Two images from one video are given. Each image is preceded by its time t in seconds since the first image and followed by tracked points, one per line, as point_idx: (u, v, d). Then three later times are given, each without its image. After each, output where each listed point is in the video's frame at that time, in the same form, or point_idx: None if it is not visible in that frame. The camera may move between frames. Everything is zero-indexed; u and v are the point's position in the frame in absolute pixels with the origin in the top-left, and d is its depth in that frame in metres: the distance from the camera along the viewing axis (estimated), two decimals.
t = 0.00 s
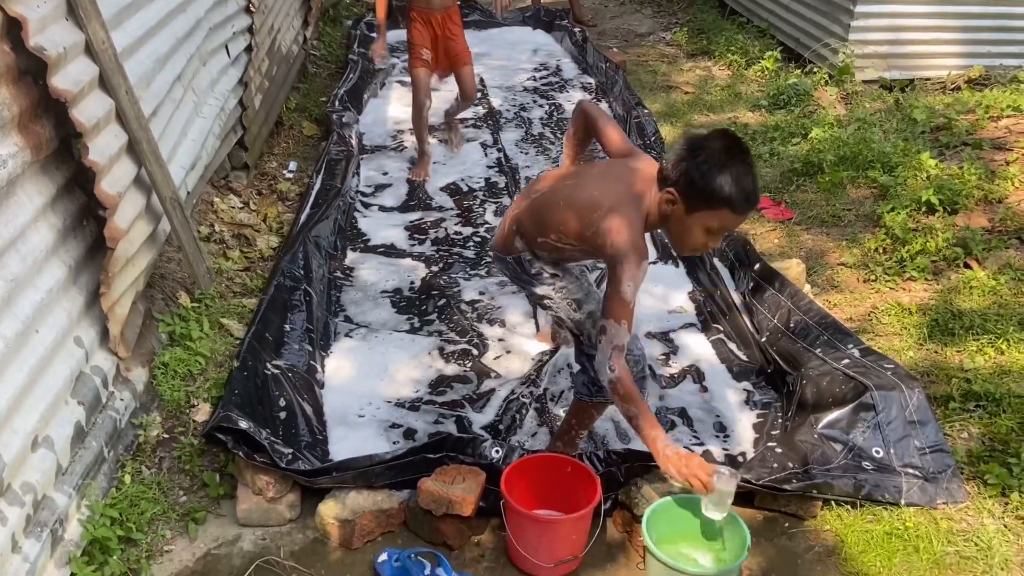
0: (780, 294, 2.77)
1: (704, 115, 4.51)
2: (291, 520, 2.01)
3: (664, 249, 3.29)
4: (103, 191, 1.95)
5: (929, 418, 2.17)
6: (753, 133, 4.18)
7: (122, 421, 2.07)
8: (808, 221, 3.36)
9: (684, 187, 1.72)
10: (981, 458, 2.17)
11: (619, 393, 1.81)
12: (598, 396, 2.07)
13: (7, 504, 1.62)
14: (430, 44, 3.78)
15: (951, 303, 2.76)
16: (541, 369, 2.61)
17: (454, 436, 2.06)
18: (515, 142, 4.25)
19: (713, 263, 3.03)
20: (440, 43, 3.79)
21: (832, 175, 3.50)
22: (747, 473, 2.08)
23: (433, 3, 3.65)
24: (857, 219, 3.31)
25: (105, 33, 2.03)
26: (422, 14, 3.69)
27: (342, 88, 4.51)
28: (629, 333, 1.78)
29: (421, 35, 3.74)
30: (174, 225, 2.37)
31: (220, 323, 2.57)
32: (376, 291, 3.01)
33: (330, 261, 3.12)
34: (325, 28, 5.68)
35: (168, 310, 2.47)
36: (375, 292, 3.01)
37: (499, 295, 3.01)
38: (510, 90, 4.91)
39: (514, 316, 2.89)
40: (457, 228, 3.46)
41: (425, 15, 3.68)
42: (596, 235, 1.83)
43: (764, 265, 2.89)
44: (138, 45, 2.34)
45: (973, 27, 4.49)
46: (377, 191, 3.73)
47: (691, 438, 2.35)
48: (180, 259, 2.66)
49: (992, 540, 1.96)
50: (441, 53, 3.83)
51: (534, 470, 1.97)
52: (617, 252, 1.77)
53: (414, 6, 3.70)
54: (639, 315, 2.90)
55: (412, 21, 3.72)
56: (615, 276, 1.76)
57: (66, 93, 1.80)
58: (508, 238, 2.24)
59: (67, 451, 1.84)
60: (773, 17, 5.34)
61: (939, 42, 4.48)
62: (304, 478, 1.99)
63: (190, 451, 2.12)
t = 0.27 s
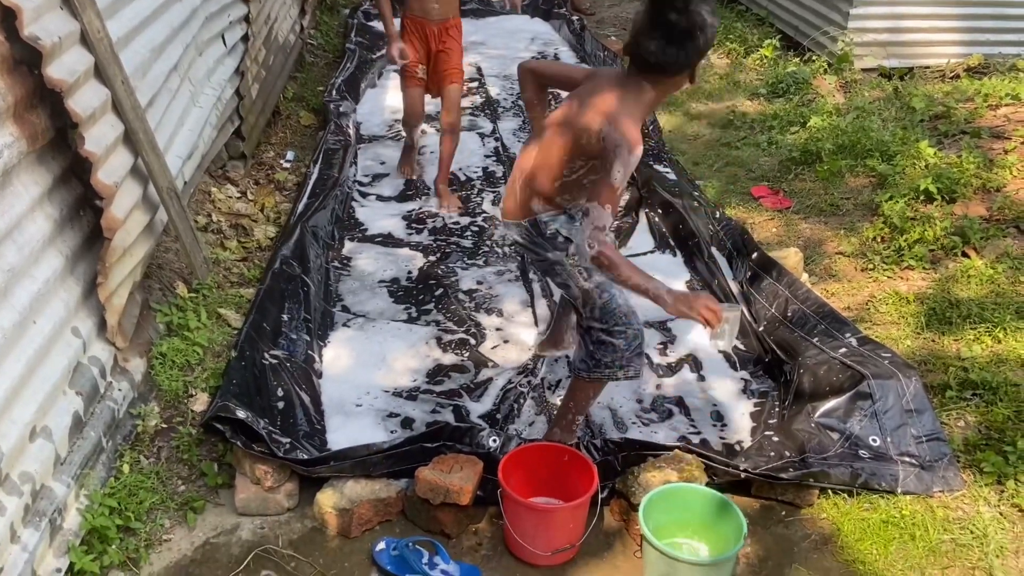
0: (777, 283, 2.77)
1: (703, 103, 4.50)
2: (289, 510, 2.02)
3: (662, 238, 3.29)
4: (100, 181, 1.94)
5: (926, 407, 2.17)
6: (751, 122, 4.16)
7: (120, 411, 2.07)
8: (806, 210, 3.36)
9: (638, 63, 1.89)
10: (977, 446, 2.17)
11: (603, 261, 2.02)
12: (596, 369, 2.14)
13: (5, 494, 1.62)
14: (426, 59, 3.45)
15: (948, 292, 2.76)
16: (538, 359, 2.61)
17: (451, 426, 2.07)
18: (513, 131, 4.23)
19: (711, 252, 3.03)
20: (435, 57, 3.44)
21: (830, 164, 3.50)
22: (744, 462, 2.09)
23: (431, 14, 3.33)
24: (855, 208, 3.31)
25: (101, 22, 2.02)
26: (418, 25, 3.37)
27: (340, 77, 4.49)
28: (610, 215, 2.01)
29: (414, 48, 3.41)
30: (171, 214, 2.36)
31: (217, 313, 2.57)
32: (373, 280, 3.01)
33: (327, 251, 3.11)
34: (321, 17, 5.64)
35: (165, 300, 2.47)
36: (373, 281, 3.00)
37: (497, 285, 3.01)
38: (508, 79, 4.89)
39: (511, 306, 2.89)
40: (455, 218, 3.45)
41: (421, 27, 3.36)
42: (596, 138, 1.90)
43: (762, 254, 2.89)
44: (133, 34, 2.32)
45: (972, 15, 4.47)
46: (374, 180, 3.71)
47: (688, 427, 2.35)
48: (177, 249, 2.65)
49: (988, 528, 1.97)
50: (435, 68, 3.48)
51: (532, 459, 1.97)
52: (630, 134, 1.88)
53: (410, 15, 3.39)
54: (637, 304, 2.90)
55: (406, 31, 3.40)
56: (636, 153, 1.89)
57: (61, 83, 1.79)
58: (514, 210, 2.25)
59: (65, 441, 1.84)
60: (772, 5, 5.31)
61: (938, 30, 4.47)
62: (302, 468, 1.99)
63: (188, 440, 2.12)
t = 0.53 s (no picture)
0: (776, 277, 2.77)
1: (702, 97, 4.49)
2: (288, 504, 2.02)
3: (661, 232, 3.28)
4: (98, 177, 1.94)
5: (924, 400, 2.17)
6: (750, 116, 4.16)
7: (119, 406, 2.07)
8: (805, 204, 3.36)
9: None
10: (975, 440, 2.18)
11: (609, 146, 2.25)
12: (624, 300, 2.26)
13: (6, 489, 1.62)
14: (426, 76, 3.01)
15: (947, 285, 2.76)
16: (538, 353, 2.61)
17: (450, 420, 2.07)
18: (512, 125, 4.22)
19: (710, 246, 3.02)
20: (436, 75, 3.02)
21: (829, 158, 3.49)
22: (742, 455, 2.10)
23: (432, 27, 2.89)
24: (854, 202, 3.31)
25: (98, 16, 2.01)
26: (416, 38, 2.93)
27: (338, 71, 4.48)
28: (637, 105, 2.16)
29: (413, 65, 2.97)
30: (169, 209, 2.36)
31: (216, 308, 2.57)
32: (372, 275, 3.01)
33: (326, 245, 3.11)
34: (320, 10, 5.62)
35: (164, 295, 2.47)
36: (371, 276, 3.00)
37: (496, 279, 3.00)
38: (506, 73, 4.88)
39: (510, 300, 2.89)
40: (454, 212, 3.45)
41: (421, 40, 2.92)
42: (595, 42, 1.99)
43: (761, 248, 2.89)
44: (131, 29, 2.32)
45: (972, 8, 4.46)
46: (373, 174, 3.70)
47: (687, 421, 2.35)
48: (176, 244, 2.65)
49: (985, 521, 1.98)
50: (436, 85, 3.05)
51: (531, 453, 1.98)
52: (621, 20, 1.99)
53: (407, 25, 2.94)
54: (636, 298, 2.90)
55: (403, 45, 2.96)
56: (634, 33, 2.02)
57: (59, 79, 1.79)
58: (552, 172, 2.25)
59: (65, 437, 1.84)
60: None
61: (937, 23, 4.46)
62: (301, 462, 2.00)
63: (188, 435, 2.13)
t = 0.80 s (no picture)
0: (776, 274, 2.77)
1: (701, 94, 4.48)
2: (288, 503, 2.02)
3: (661, 230, 3.28)
4: (96, 175, 1.93)
5: (924, 398, 2.17)
6: (750, 113, 4.15)
7: (119, 405, 2.07)
8: (805, 201, 3.35)
9: None
10: (975, 437, 2.18)
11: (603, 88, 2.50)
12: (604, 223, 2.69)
13: (6, 489, 1.62)
14: (434, 107, 2.78)
15: (947, 282, 2.76)
16: (538, 351, 2.61)
17: (450, 419, 2.07)
18: (511, 122, 4.22)
19: (710, 243, 3.02)
20: (447, 103, 2.77)
21: (829, 155, 3.49)
22: (742, 453, 2.10)
23: (444, 51, 2.68)
24: (854, 199, 3.31)
25: (97, 15, 2.00)
26: (426, 64, 2.70)
27: (338, 69, 4.47)
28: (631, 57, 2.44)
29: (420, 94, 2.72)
30: (169, 208, 2.36)
31: (216, 306, 2.57)
32: (372, 273, 3.00)
33: (325, 243, 3.10)
34: (319, 8, 5.61)
35: (163, 294, 2.47)
36: (371, 274, 2.99)
37: (496, 276, 3.00)
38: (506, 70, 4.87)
39: (510, 297, 2.89)
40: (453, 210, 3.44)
41: (429, 66, 2.69)
42: (608, 12, 2.23)
43: (761, 246, 2.89)
44: (130, 27, 2.31)
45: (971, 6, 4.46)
46: (373, 172, 3.70)
47: (687, 418, 2.35)
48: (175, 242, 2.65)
49: (985, 518, 1.98)
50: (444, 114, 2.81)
51: (531, 451, 1.98)
52: None
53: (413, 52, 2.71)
54: (636, 296, 2.89)
55: (409, 73, 2.72)
56: None
57: (58, 78, 1.78)
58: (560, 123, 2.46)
59: (65, 436, 1.84)
60: None
61: (936, 20, 4.45)
62: (301, 460, 2.00)
63: (188, 434, 2.12)
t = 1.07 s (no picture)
0: (774, 273, 2.78)
1: (700, 94, 4.48)
2: (287, 503, 2.02)
3: (660, 229, 3.27)
4: (94, 176, 1.93)
5: (923, 396, 2.17)
6: (748, 113, 4.15)
7: (117, 405, 2.07)
8: (803, 200, 3.36)
9: None
10: (974, 435, 2.18)
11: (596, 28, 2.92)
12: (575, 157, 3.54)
13: (4, 489, 1.62)
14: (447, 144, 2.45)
15: (946, 281, 2.76)
16: (537, 351, 2.61)
17: (449, 418, 2.07)
18: (510, 122, 4.21)
19: (708, 243, 3.02)
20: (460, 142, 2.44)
21: (827, 154, 3.49)
22: (741, 452, 2.10)
23: (464, 83, 2.36)
24: (852, 198, 3.31)
25: (95, 15, 2.00)
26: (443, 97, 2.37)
27: (336, 69, 4.47)
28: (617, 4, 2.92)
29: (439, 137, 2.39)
30: (167, 208, 2.36)
31: (214, 307, 2.57)
32: (370, 273, 3.00)
33: (324, 244, 3.10)
34: (317, 8, 5.61)
35: (162, 294, 2.47)
36: (370, 274, 2.99)
37: (495, 276, 3.00)
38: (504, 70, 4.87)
39: (509, 297, 2.88)
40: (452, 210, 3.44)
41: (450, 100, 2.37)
42: None
43: (759, 245, 2.89)
44: (128, 27, 2.31)
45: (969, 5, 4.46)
46: (371, 172, 3.69)
47: (686, 417, 2.35)
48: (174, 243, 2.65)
49: (984, 517, 1.98)
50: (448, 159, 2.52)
51: (530, 451, 1.98)
52: None
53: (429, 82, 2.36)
54: (635, 295, 2.89)
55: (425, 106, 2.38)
56: None
57: (56, 78, 1.78)
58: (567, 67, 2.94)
59: (64, 436, 1.84)
60: None
61: (935, 18, 4.46)
62: (300, 461, 2.00)
63: (186, 435, 2.12)
